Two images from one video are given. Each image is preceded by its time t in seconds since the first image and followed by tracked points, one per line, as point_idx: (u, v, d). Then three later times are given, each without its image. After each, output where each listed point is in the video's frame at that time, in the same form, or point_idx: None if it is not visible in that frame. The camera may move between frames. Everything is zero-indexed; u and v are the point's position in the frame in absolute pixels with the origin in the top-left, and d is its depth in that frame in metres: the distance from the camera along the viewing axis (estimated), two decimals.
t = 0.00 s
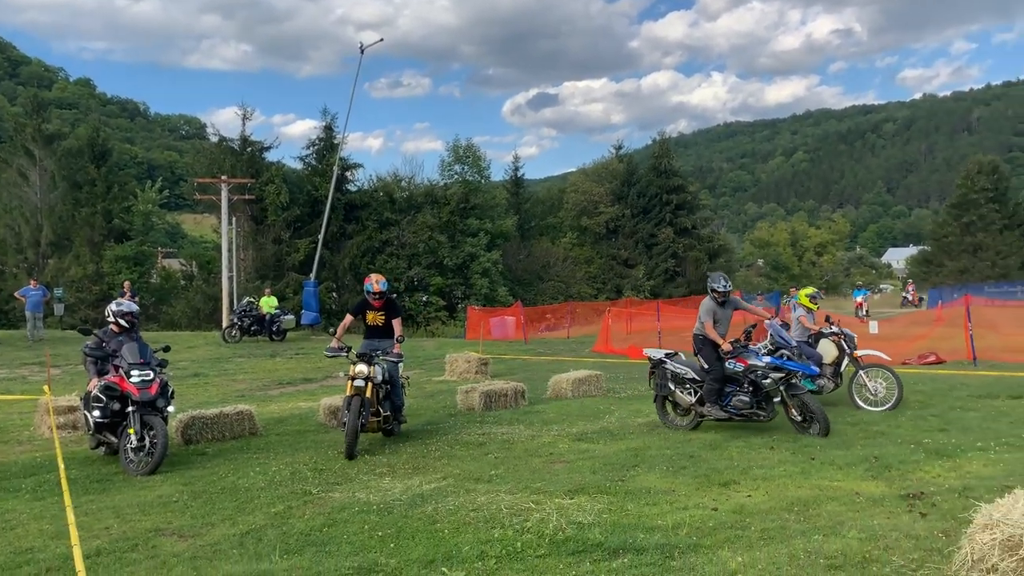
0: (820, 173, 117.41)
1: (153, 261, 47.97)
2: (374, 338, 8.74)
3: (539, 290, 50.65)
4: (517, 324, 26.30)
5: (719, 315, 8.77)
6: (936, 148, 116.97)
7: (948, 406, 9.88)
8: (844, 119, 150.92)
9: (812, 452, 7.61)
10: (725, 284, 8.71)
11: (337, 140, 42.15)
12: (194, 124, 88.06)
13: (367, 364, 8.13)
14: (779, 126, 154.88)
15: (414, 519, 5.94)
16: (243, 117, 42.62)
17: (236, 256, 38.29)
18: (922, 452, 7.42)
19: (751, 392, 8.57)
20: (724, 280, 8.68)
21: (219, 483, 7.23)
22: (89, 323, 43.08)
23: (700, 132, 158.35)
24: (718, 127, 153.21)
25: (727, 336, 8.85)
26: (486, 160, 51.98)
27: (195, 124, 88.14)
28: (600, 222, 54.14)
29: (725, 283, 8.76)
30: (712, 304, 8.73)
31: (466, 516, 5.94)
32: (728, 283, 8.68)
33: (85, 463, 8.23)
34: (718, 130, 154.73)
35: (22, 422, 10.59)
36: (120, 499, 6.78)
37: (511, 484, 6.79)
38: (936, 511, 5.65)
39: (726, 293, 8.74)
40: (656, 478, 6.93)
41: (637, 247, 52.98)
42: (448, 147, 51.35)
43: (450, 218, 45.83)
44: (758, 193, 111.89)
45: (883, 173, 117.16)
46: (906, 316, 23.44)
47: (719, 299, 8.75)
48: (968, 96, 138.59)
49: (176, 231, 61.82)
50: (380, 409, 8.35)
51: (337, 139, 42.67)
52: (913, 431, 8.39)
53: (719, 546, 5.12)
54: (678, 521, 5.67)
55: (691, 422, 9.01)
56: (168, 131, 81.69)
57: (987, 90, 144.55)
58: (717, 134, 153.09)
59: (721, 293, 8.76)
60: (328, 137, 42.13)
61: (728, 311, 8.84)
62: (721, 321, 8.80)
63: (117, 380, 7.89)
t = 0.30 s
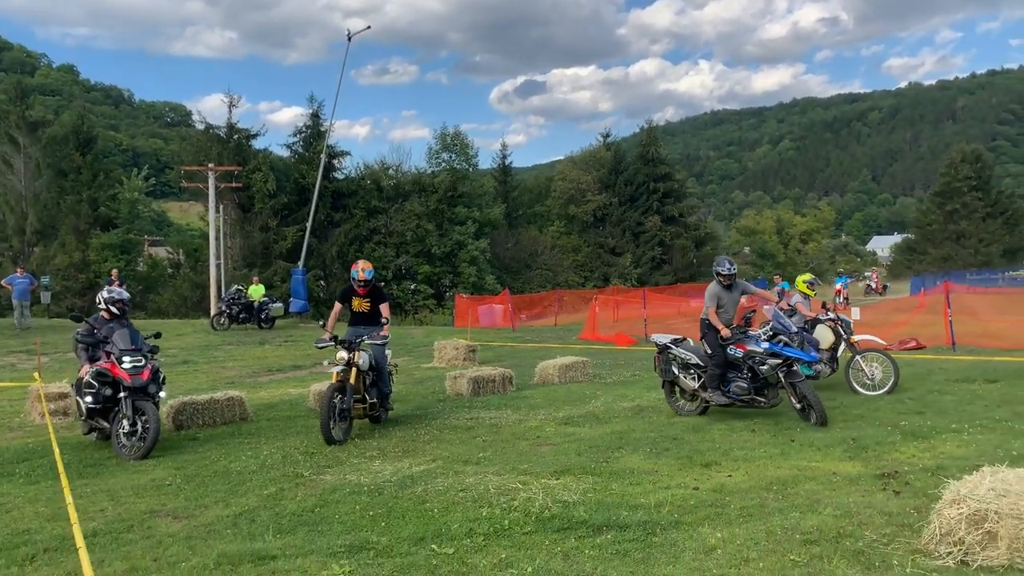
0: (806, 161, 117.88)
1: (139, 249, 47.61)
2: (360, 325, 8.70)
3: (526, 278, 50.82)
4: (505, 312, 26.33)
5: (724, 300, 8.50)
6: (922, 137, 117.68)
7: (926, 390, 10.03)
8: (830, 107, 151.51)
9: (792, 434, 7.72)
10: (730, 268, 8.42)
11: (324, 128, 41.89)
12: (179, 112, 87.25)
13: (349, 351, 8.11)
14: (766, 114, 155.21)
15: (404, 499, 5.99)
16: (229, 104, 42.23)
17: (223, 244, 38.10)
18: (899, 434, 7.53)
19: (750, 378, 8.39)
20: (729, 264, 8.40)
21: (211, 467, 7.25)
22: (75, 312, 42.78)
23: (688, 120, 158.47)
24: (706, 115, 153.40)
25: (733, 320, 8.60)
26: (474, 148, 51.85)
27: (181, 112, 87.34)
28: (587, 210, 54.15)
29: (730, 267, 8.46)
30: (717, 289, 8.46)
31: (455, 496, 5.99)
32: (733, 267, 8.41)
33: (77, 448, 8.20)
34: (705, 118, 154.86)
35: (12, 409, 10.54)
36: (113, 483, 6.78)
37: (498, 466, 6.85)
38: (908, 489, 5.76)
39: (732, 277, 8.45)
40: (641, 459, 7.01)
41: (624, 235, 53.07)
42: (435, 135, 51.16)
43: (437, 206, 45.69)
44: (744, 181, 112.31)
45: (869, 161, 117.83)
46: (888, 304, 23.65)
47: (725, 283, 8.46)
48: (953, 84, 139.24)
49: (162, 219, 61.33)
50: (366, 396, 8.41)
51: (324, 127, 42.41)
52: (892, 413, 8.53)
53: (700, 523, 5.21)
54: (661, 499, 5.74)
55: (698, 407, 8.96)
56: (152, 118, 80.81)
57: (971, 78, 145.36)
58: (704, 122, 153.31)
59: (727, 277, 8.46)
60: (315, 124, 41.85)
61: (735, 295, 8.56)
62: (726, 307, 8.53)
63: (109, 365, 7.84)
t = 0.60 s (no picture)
0: (793, 151, 118.29)
1: (125, 238, 47.26)
2: (346, 315, 8.61)
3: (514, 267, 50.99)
4: (494, 302, 26.34)
5: (726, 290, 8.55)
6: (908, 126, 118.24)
7: (908, 378, 10.15)
8: (817, 96, 151.99)
9: (776, 423, 7.80)
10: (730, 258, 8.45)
11: (311, 117, 41.58)
12: (164, 99, 86.45)
13: (333, 341, 8.00)
14: (753, 103, 155.50)
15: (395, 487, 6.02)
16: (215, 93, 41.81)
17: (209, 233, 37.86)
18: (880, 422, 7.63)
19: (748, 369, 8.12)
20: (728, 254, 8.42)
21: (202, 457, 7.25)
22: (61, 302, 42.45)
23: (676, 110, 158.54)
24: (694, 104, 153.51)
25: (737, 310, 8.58)
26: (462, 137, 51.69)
27: (166, 100, 86.51)
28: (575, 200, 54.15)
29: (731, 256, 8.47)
30: (718, 278, 8.54)
31: (444, 483, 6.03)
32: (733, 256, 8.40)
33: (67, 439, 8.16)
34: (693, 108, 155.00)
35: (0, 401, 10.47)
36: (105, 473, 6.77)
37: (487, 455, 6.89)
38: (888, 475, 5.85)
39: (733, 267, 8.50)
40: (627, 447, 7.07)
41: (612, 224, 53.12)
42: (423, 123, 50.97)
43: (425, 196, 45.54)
44: (732, 170, 112.70)
45: (855, 151, 118.40)
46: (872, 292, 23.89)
47: (726, 273, 8.53)
48: (939, 74, 139.80)
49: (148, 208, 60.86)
50: (350, 387, 8.38)
51: (312, 115, 42.12)
52: (874, 402, 8.64)
53: (684, 510, 5.27)
54: (646, 486, 5.81)
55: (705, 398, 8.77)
56: (137, 106, 80.02)
57: (956, 67, 146.07)
58: (693, 111, 153.44)
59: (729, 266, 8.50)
60: (302, 113, 41.53)
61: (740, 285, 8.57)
62: (728, 297, 8.56)
63: (99, 356, 7.80)
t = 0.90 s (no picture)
0: (778, 150, 119.08)
1: (110, 236, 46.83)
2: (330, 315, 8.55)
3: (501, 265, 51.09)
4: (481, 300, 26.36)
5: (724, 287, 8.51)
6: (891, 126, 119.29)
7: (891, 375, 10.27)
8: (801, 96, 152.95)
9: (761, 420, 7.87)
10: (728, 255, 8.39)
11: (297, 114, 41.37)
12: (148, 96, 85.70)
13: (316, 341, 7.88)
14: (738, 102, 156.37)
15: (385, 485, 6.01)
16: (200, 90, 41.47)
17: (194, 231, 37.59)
18: (863, 419, 7.71)
19: (742, 369, 7.96)
20: (724, 251, 8.41)
21: (193, 455, 7.21)
22: (43, 301, 42.04)
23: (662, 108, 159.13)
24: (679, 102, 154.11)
25: (737, 309, 8.49)
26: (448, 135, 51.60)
27: (150, 97, 85.82)
28: (561, 198, 54.23)
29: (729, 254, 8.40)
30: (717, 276, 8.50)
31: (434, 481, 6.04)
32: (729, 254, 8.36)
33: (56, 438, 8.09)
34: (679, 106, 155.60)
35: None
36: (95, 472, 6.73)
37: (476, 453, 6.90)
38: (869, 471, 5.92)
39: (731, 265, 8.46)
40: (614, 445, 7.11)
41: (598, 223, 53.21)
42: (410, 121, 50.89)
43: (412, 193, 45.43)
44: (717, 169, 113.32)
45: (839, 150, 119.28)
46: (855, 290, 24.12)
47: (724, 272, 8.49)
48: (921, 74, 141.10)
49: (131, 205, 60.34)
50: (334, 387, 8.30)
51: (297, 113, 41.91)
52: (857, 399, 8.73)
53: (672, 505, 5.31)
54: (634, 483, 5.85)
55: (710, 399, 8.56)
56: (121, 103, 79.32)
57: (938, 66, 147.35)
58: (678, 110, 154.07)
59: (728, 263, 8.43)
60: (288, 110, 41.31)
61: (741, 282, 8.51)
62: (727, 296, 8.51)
63: (88, 356, 7.74)
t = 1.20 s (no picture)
0: (762, 154, 119.91)
1: (93, 240, 46.37)
2: (314, 320, 8.50)
3: (488, 269, 51.12)
4: (468, 303, 26.32)
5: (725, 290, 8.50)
6: (874, 129, 120.38)
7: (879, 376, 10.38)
8: (785, 99, 154.00)
9: (751, 421, 7.91)
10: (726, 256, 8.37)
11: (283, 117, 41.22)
12: (130, 99, 85.03)
13: (297, 346, 7.81)
14: (723, 106, 157.40)
15: (379, 487, 6.00)
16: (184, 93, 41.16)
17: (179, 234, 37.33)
18: (850, 420, 7.78)
19: (735, 373, 7.88)
20: (721, 253, 8.40)
21: (184, 460, 7.17)
22: (25, 305, 41.56)
23: (647, 112, 159.86)
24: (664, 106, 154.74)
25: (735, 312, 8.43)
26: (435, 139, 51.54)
27: (133, 99, 85.12)
28: (548, 201, 54.28)
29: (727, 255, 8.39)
30: (717, 278, 8.50)
31: (428, 483, 6.03)
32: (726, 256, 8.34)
33: (45, 443, 8.02)
34: (663, 110, 156.34)
35: None
36: (85, 476, 6.68)
37: (468, 455, 6.89)
38: (858, 471, 5.97)
39: (729, 267, 8.43)
40: (606, 446, 7.12)
41: (585, 226, 53.26)
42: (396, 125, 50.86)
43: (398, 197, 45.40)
44: (702, 172, 113.92)
45: (823, 153, 120.19)
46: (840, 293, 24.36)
47: (723, 274, 8.47)
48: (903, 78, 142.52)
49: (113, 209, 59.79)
50: (319, 393, 8.20)
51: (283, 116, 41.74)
52: (844, 400, 8.80)
53: (664, 505, 5.34)
54: (626, 484, 5.87)
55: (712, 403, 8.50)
56: (102, 106, 78.64)
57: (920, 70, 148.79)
58: (663, 113, 154.82)
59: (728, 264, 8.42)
60: (273, 113, 41.15)
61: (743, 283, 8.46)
62: (724, 298, 8.52)
63: (78, 360, 7.69)
